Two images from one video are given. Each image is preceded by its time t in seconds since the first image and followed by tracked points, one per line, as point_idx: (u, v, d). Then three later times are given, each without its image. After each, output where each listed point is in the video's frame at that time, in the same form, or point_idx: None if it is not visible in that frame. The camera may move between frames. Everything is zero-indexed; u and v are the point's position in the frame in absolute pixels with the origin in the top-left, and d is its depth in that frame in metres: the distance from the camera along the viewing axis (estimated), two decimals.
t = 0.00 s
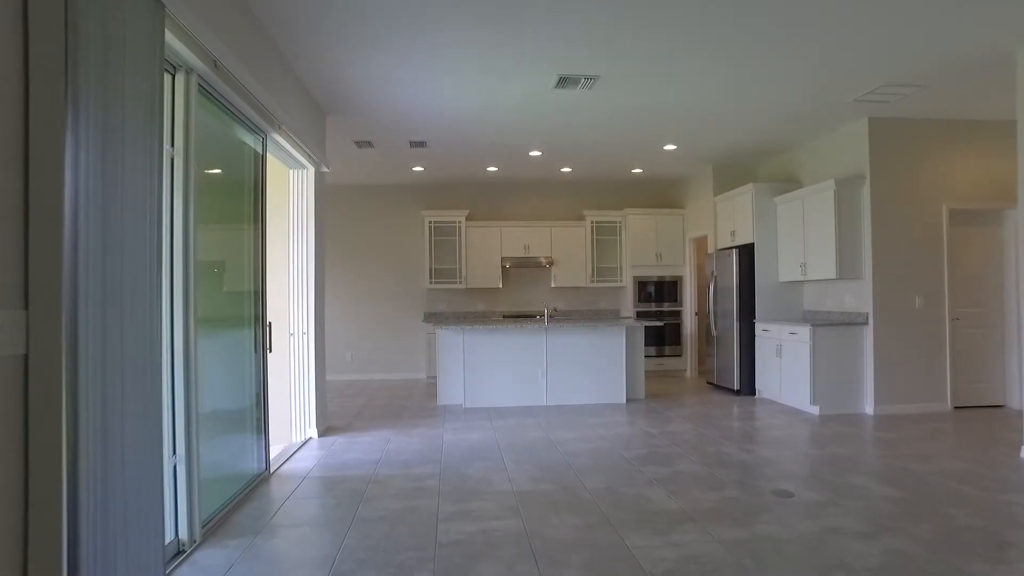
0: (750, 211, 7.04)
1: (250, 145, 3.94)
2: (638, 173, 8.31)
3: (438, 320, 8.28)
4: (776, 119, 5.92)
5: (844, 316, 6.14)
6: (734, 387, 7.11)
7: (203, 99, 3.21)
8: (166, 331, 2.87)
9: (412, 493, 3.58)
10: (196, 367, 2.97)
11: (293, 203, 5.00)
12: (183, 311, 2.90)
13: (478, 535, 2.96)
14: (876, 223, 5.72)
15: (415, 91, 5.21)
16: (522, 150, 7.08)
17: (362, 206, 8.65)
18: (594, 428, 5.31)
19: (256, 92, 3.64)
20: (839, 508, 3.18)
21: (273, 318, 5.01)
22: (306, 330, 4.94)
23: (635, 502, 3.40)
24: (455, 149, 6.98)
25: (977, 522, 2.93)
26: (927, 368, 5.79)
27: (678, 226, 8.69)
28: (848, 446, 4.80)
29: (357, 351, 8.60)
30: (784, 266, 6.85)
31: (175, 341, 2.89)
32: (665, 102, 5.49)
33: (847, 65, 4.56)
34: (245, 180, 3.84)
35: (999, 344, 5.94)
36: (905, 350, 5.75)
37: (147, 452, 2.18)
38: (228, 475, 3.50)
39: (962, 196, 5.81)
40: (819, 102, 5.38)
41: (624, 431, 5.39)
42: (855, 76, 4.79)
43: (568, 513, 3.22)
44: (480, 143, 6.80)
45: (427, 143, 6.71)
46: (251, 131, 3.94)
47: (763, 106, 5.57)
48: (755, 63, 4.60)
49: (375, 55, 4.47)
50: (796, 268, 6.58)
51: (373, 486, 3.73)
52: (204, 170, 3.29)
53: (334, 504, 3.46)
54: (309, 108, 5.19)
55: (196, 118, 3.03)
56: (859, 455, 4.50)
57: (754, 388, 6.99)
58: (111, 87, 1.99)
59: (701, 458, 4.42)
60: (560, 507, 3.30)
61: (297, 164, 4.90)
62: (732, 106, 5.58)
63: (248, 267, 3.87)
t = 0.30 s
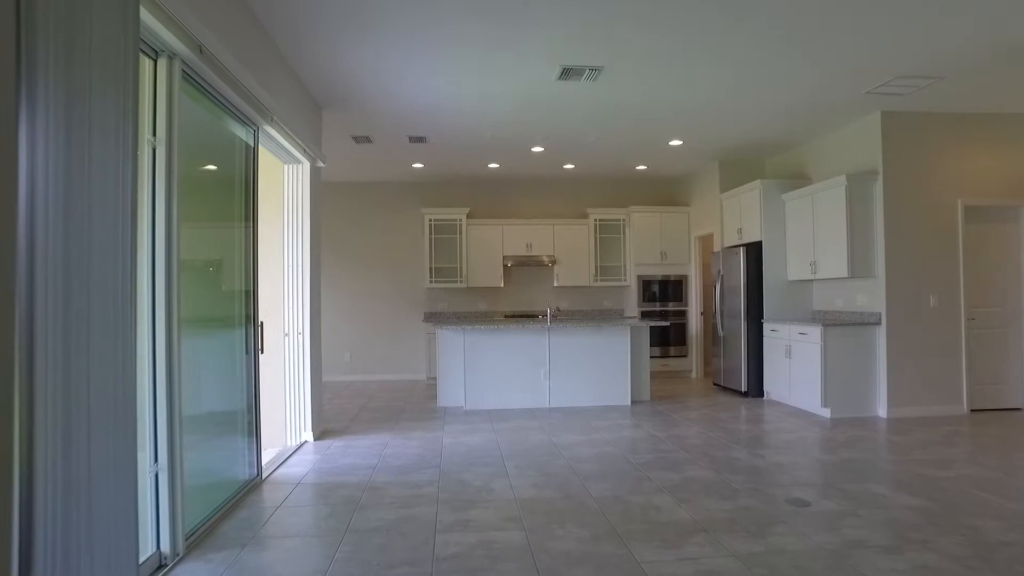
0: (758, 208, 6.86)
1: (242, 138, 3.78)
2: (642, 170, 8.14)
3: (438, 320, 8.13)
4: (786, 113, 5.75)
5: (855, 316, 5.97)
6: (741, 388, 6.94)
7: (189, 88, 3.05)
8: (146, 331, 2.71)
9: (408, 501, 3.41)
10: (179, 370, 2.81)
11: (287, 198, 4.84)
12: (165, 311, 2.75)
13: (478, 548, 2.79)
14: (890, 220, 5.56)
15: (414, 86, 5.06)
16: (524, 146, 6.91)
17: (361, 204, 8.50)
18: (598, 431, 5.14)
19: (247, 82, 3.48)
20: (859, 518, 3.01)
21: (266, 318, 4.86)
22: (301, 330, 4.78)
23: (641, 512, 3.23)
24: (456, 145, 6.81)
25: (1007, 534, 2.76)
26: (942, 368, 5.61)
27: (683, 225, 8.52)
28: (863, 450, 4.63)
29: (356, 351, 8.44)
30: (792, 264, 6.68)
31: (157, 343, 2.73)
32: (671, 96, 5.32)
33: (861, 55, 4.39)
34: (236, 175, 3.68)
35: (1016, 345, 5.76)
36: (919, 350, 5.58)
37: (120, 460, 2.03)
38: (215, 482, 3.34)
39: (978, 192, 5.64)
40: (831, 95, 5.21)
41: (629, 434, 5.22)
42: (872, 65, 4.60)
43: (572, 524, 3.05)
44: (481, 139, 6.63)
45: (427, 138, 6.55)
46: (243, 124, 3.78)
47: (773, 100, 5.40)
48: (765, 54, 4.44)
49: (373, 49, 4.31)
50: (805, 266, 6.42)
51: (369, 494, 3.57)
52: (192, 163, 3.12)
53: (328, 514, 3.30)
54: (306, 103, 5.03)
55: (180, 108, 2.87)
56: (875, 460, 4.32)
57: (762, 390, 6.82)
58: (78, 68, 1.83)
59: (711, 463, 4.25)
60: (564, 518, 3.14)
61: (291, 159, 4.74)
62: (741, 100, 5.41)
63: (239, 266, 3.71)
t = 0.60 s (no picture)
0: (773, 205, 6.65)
1: (235, 132, 3.62)
2: (653, 167, 7.94)
3: (444, 321, 7.96)
4: (804, 107, 5.54)
5: (876, 317, 5.76)
6: (756, 392, 6.74)
7: (177, 77, 2.89)
8: (129, 336, 2.56)
9: (409, 514, 3.23)
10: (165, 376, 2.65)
11: (287, 195, 4.68)
12: (150, 314, 2.59)
13: (482, 566, 2.61)
14: (913, 218, 5.34)
15: (419, 79, 4.88)
16: (532, 142, 6.73)
17: (365, 203, 8.34)
18: (609, 437, 4.96)
19: (238, 72, 3.32)
20: (891, 535, 2.81)
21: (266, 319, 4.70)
22: (302, 332, 4.62)
23: (657, 526, 3.04)
24: (462, 142, 6.64)
25: None
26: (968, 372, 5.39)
27: (695, 223, 8.31)
28: (887, 458, 4.42)
29: (361, 353, 8.29)
30: (809, 263, 6.46)
31: (141, 348, 2.58)
32: (685, 90, 5.13)
33: (885, 45, 4.18)
34: (229, 170, 3.52)
35: None
36: (944, 353, 5.36)
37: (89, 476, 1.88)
38: (208, 491, 3.19)
39: (1006, 188, 5.42)
40: (851, 89, 5.00)
41: (641, 440, 5.03)
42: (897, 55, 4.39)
43: (583, 541, 2.86)
44: (488, 135, 6.46)
45: (433, 135, 6.37)
46: (238, 117, 3.63)
47: (790, 93, 5.20)
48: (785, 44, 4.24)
49: (375, 42, 4.15)
50: (823, 266, 6.20)
51: (368, 505, 3.39)
52: (181, 156, 2.97)
53: (326, 526, 3.12)
54: (306, 98, 4.88)
55: (166, 97, 2.71)
56: (902, 469, 4.12)
57: (778, 394, 6.61)
58: (36, 47, 1.67)
59: (729, 472, 4.05)
60: (574, 533, 2.96)
61: (291, 154, 4.58)
62: (757, 94, 5.21)
63: (234, 265, 3.56)
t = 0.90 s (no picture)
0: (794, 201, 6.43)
1: (237, 125, 3.48)
2: (669, 163, 7.74)
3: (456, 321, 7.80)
4: (828, 99, 5.32)
5: (903, 318, 5.53)
6: (776, 395, 6.52)
7: (172, 67, 2.76)
8: (119, 338, 2.42)
9: (418, 524, 3.07)
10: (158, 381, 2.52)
11: (293, 190, 4.54)
12: (141, 315, 2.45)
13: None
14: (942, 214, 5.12)
15: (428, 72, 4.72)
16: (545, 138, 6.55)
17: (375, 200, 8.19)
18: (625, 442, 4.77)
19: (239, 63, 3.18)
20: (934, 553, 2.62)
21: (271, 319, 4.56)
22: (307, 333, 4.48)
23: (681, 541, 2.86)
24: (473, 137, 6.48)
25: None
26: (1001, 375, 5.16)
27: (711, 221, 8.10)
28: (919, 466, 4.22)
29: (371, 354, 8.15)
30: (832, 261, 6.24)
31: (131, 351, 2.44)
32: (705, 81, 4.94)
33: (920, 31, 3.97)
34: (230, 166, 3.38)
35: None
36: (976, 356, 5.13)
37: (56, 486, 1.75)
38: (208, 500, 3.06)
39: None
40: (880, 79, 4.78)
41: (659, 445, 4.85)
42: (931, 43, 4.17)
43: (603, 556, 2.69)
44: (500, 130, 6.29)
45: (443, 130, 6.21)
46: (239, 110, 3.49)
47: (815, 83, 4.98)
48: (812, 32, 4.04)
49: (382, 33, 4.01)
50: (847, 264, 5.98)
51: (375, 514, 3.23)
52: (178, 149, 2.84)
53: (329, 538, 2.96)
54: (312, 92, 4.73)
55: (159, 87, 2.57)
56: (937, 478, 3.91)
57: (799, 396, 6.40)
58: None
59: (753, 480, 3.86)
60: (593, 547, 2.79)
61: (297, 149, 4.44)
62: (780, 85, 5.00)
63: (235, 264, 3.42)
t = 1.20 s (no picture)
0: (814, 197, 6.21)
1: (237, 116, 3.30)
2: (683, 159, 7.52)
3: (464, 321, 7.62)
4: (853, 89, 5.10)
5: (929, 318, 5.31)
6: (795, 398, 6.31)
7: (166, 51, 2.58)
8: (105, 340, 2.25)
9: (425, 538, 2.88)
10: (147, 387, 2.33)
11: (295, 185, 4.37)
12: (128, 317, 2.27)
13: None
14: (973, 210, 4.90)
15: (435, 63, 4.54)
16: (556, 132, 6.36)
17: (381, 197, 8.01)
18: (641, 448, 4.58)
19: (238, 49, 3.00)
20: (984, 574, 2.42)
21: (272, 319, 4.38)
22: (310, 333, 4.30)
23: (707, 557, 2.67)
24: (482, 132, 6.29)
25: None
26: None
27: (726, 219, 7.89)
28: (952, 475, 4.00)
29: (377, 354, 7.97)
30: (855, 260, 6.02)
31: (117, 355, 2.26)
32: (724, 71, 4.73)
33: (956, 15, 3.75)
34: (230, 159, 3.20)
35: None
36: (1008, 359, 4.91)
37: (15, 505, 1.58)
38: (205, 513, 2.88)
39: None
40: (909, 67, 4.56)
41: (676, 450, 4.65)
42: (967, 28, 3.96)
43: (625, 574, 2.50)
44: (510, 125, 6.09)
45: (451, 124, 6.02)
46: (239, 100, 3.31)
47: (841, 73, 4.76)
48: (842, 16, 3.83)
49: (389, 22, 3.84)
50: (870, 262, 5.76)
51: (380, 526, 3.05)
52: (175, 140, 2.66)
53: (331, 552, 2.79)
54: (316, 83, 4.55)
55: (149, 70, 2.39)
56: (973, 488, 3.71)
57: (819, 399, 6.19)
58: None
59: (778, 489, 3.66)
60: (614, 563, 2.60)
61: (300, 142, 4.26)
62: (804, 75, 4.78)
63: (235, 263, 3.24)
